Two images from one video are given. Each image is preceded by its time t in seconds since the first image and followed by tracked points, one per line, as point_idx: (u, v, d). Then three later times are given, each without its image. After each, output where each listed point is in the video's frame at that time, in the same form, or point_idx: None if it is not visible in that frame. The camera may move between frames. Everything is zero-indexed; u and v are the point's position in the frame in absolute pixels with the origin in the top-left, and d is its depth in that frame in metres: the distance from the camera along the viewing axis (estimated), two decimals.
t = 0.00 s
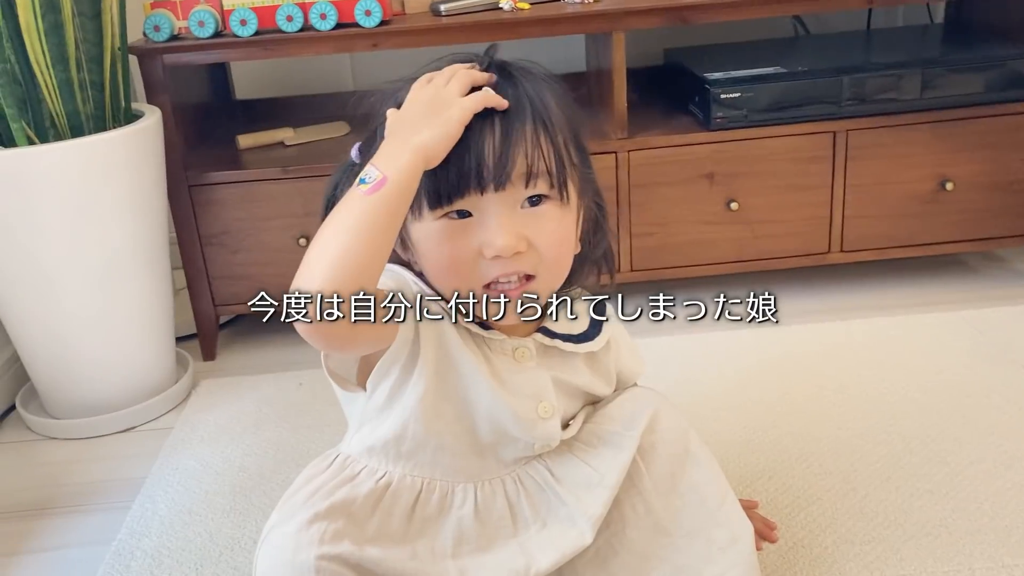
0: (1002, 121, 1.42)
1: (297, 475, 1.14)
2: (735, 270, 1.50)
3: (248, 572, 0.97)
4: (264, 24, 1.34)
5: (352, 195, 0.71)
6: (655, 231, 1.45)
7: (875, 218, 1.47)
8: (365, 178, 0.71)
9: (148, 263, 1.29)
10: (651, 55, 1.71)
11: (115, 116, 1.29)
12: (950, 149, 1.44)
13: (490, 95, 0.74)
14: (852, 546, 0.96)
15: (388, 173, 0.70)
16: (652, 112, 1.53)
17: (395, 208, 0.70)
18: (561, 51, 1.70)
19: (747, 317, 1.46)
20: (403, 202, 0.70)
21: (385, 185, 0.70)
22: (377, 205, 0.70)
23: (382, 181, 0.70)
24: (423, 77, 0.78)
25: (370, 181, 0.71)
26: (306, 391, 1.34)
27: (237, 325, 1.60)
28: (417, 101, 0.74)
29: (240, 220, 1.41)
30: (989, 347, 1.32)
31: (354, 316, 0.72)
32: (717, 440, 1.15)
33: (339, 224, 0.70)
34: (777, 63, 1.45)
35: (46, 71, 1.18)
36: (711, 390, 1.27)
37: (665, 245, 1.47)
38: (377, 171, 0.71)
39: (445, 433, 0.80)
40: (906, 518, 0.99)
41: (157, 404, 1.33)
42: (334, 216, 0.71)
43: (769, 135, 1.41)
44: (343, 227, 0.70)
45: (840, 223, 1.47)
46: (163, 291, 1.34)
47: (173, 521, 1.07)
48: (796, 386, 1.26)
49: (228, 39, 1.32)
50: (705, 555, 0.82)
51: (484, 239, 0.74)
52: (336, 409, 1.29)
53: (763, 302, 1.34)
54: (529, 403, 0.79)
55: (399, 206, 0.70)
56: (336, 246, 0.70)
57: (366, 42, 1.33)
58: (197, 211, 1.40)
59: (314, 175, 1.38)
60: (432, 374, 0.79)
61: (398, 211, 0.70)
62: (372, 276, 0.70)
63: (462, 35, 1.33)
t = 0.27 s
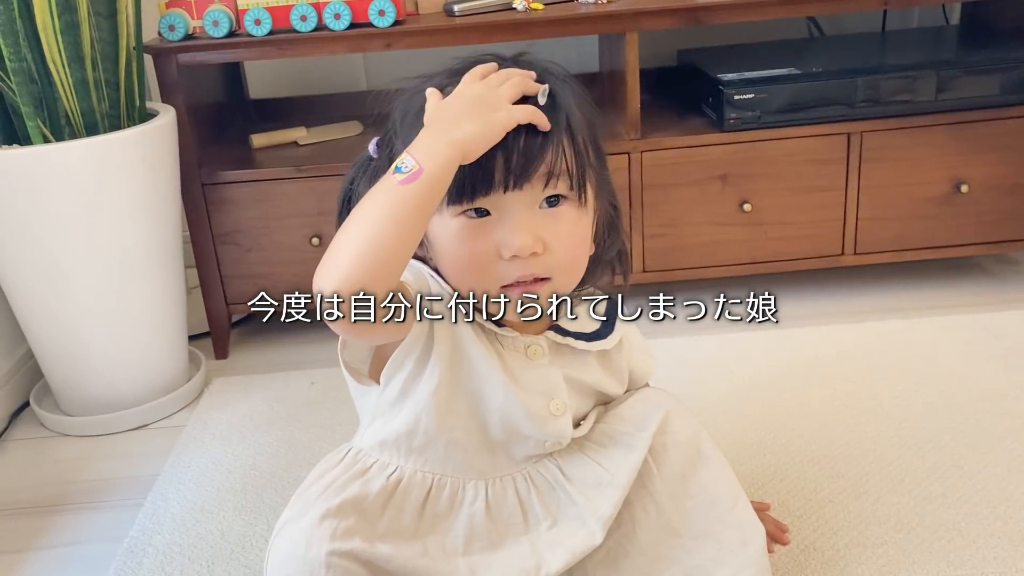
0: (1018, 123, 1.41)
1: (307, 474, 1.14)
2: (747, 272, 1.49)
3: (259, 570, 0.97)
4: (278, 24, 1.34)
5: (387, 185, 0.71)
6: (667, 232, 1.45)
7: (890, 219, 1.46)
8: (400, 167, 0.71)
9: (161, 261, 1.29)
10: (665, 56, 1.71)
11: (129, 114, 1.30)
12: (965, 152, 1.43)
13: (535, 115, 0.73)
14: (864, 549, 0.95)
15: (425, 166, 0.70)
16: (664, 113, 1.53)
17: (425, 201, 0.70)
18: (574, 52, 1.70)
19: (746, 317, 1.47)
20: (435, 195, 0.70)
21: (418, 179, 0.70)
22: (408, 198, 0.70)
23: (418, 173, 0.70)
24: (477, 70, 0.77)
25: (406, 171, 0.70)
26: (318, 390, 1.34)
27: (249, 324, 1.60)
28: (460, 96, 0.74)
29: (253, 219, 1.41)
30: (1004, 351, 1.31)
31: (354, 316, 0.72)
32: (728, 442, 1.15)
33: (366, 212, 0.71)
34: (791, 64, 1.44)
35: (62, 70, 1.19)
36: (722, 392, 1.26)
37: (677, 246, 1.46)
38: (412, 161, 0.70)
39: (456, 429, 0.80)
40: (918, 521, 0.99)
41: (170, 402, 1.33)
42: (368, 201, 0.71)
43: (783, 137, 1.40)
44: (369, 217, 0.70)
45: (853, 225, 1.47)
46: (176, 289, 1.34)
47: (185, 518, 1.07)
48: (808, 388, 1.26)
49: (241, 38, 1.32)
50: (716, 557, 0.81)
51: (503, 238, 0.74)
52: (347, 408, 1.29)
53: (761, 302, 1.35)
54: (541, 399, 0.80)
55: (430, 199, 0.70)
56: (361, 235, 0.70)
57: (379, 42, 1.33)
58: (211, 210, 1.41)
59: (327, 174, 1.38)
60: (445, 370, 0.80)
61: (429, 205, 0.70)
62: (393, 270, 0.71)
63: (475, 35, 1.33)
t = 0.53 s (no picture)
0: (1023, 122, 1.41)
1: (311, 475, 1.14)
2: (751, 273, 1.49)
3: (262, 570, 0.97)
4: (282, 25, 1.34)
5: (386, 183, 0.71)
6: (671, 232, 1.45)
7: (894, 220, 1.46)
8: (399, 164, 0.71)
9: (165, 262, 1.30)
10: (668, 57, 1.71)
11: (134, 116, 1.30)
12: (969, 152, 1.43)
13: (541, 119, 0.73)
14: (868, 550, 0.95)
15: (422, 163, 0.70)
16: (668, 113, 1.53)
17: (423, 196, 0.70)
18: (577, 53, 1.70)
19: (746, 317, 1.47)
20: (434, 191, 0.70)
21: (416, 175, 0.70)
22: (407, 195, 0.70)
23: (417, 170, 0.70)
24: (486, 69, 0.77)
25: (405, 168, 0.70)
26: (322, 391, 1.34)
27: (253, 325, 1.60)
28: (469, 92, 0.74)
29: (257, 220, 1.41)
30: (1008, 351, 1.30)
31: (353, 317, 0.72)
32: (732, 443, 1.15)
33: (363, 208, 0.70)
34: (795, 64, 1.44)
35: (67, 72, 1.19)
36: (726, 392, 1.26)
37: (681, 247, 1.46)
38: (412, 158, 0.70)
39: (460, 425, 0.80)
40: (922, 522, 0.98)
41: (175, 403, 1.33)
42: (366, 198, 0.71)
43: (787, 137, 1.40)
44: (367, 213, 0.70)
45: (857, 226, 1.46)
46: (180, 290, 1.34)
47: (189, 519, 1.07)
48: (812, 389, 1.25)
49: (246, 39, 1.32)
50: (720, 558, 0.81)
51: (512, 237, 0.74)
52: (351, 409, 1.29)
53: (761, 303, 1.33)
54: (546, 396, 0.80)
55: (428, 196, 0.70)
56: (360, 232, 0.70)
57: (382, 43, 1.33)
58: (215, 211, 1.41)
59: (331, 175, 1.38)
60: (450, 366, 0.80)
61: (428, 201, 0.70)
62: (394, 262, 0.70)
63: (479, 36, 1.33)
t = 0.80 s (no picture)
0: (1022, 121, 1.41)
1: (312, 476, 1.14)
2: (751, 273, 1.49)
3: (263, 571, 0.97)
4: (281, 26, 1.34)
5: (365, 186, 0.71)
6: (670, 232, 1.45)
7: (894, 219, 1.46)
8: (376, 169, 0.71)
9: (165, 263, 1.30)
10: (668, 57, 1.71)
11: (133, 118, 1.30)
12: (969, 151, 1.43)
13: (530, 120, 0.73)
14: (869, 549, 0.95)
15: (399, 166, 0.70)
16: (668, 114, 1.53)
17: (402, 200, 0.70)
18: (576, 53, 1.71)
19: (747, 317, 1.47)
20: (412, 194, 0.71)
21: (394, 178, 0.70)
22: (386, 197, 0.70)
23: (394, 173, 0.70)
24: (465, 72, 0.77)
25: (381, 172, 0.70)
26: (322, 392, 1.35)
27: (254, 326, 1.60)
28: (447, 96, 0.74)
29: (257, 221, 1.42)
30: (1008, 350, 1.30)
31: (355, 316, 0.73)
32: (733, 443, 1.15)
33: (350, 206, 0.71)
34: (794, 64, 1.44)
35: (67, 74, 1.19)
36: (726, 392, 1.26)
37: (681, 247, 1.46)
38: (389, 163, 0.71)
39: (456, 426, 0.80)
40: (923, 521, 0.98)
41: (176, 404, 1.33)
42: (348, 199, 0.72)
43: (786, 137, 1.40)
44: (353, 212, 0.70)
45: (857, 225, 1.46)
46: (180, 292, 1.34)
47: (189, 521, 1.07)
48: (812, 389, 1.25)
49: (246, 41, 1.33)
50: (721, 556, 0.81)
51: (507, 238, 0.74)
52: (351, 410, 1.29)
53: (761, 303, 1.33)
54: (540, 395, 0.80)
55: (409, 198, 0.71)
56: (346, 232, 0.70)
57: (382, 44, 1.33)
58: (215, 213, 1.41)
59: (331, 176, 1.39)
60: (445, 367, 0.80)
61: (407, 203, 0.71)
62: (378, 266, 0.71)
63: (478, 37, 1.33)
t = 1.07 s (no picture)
0: (1019, 121, 1.41)
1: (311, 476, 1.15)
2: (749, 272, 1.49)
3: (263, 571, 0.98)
4: (279, 27, 1.34)
5: (364, 175, 0.71)
6: (668, 232, 1.45)
7: (891, 218, 1.46)
8: (376, 155, 0.71)
9: (163, 264, 1.30)
10: (665, 57, 1.71)
11: (132, 119, 1.30)
12: (966, 150, 1.43)
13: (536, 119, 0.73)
14: (867, 548, 0.95)
15: (400, 153, 0.70)
16: (665, 113, 1.53)
17: (402, 185, 0.70)
18: (573, 53, 1.71)
19: (746, 316, 1.47)
20: (412, 181, 0.70)
21: (394, 165, 0.70)
22: (387, 184, 0.70)
23: (394, 159, 0.70)
24: (459, 60, 0.77)
25: (381, 159, 0.70)
26: (321, 392, 1.35)
27: (252, 327, 1.61)
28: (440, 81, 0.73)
29: (255, 222, 1.42)
30: (1006, 349, 1.31)
31: (354, 316, 0.75)
32: (731, 442, 1.15)
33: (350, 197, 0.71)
34: (791, 64, 1.44)
35: (65, 75, 1.19)
36: (724, 392, 1.26)
37: (679, 247, 1.46)
38: (389, 148, 0.70)
39: (453, 425, 0.80)
40: (921, 520, 0.99)
41: (174, 405, 1.34)
42: (349, 186, 0.72)
43: (784, 137, 1.40)
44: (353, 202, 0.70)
45: (855, 225, 1.47)
46: (178, 292, 1.34)
47: (188, 521, 1.07)
48: (810, 388, 1.26)
49: (244, 42, 1.33)
50: (719, 555, 0.81)
51: (494, 242, 0.74)
52: (350, 410, 1.29)
53: (761, 302, 1.36)
54: (532, 393, 0.80)
55: (409, 186, 0.70)
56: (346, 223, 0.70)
57: (379, 45, 1.33)
58: (213, 214, 1.41)
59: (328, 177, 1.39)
60: (439, 367, 0.80)
61: (407, 190, 0.70)
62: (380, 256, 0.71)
63: (476, 37, 1.33)
